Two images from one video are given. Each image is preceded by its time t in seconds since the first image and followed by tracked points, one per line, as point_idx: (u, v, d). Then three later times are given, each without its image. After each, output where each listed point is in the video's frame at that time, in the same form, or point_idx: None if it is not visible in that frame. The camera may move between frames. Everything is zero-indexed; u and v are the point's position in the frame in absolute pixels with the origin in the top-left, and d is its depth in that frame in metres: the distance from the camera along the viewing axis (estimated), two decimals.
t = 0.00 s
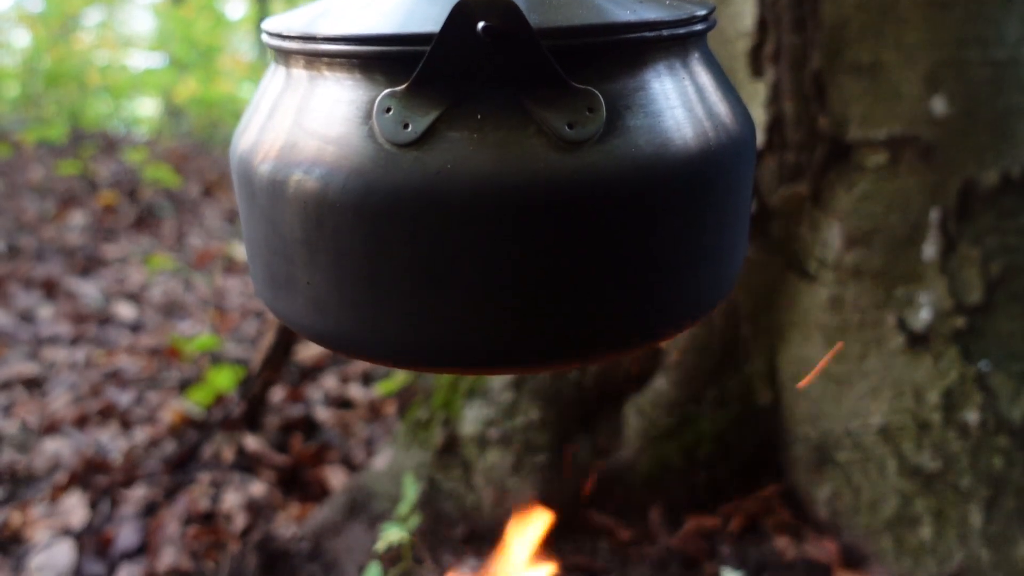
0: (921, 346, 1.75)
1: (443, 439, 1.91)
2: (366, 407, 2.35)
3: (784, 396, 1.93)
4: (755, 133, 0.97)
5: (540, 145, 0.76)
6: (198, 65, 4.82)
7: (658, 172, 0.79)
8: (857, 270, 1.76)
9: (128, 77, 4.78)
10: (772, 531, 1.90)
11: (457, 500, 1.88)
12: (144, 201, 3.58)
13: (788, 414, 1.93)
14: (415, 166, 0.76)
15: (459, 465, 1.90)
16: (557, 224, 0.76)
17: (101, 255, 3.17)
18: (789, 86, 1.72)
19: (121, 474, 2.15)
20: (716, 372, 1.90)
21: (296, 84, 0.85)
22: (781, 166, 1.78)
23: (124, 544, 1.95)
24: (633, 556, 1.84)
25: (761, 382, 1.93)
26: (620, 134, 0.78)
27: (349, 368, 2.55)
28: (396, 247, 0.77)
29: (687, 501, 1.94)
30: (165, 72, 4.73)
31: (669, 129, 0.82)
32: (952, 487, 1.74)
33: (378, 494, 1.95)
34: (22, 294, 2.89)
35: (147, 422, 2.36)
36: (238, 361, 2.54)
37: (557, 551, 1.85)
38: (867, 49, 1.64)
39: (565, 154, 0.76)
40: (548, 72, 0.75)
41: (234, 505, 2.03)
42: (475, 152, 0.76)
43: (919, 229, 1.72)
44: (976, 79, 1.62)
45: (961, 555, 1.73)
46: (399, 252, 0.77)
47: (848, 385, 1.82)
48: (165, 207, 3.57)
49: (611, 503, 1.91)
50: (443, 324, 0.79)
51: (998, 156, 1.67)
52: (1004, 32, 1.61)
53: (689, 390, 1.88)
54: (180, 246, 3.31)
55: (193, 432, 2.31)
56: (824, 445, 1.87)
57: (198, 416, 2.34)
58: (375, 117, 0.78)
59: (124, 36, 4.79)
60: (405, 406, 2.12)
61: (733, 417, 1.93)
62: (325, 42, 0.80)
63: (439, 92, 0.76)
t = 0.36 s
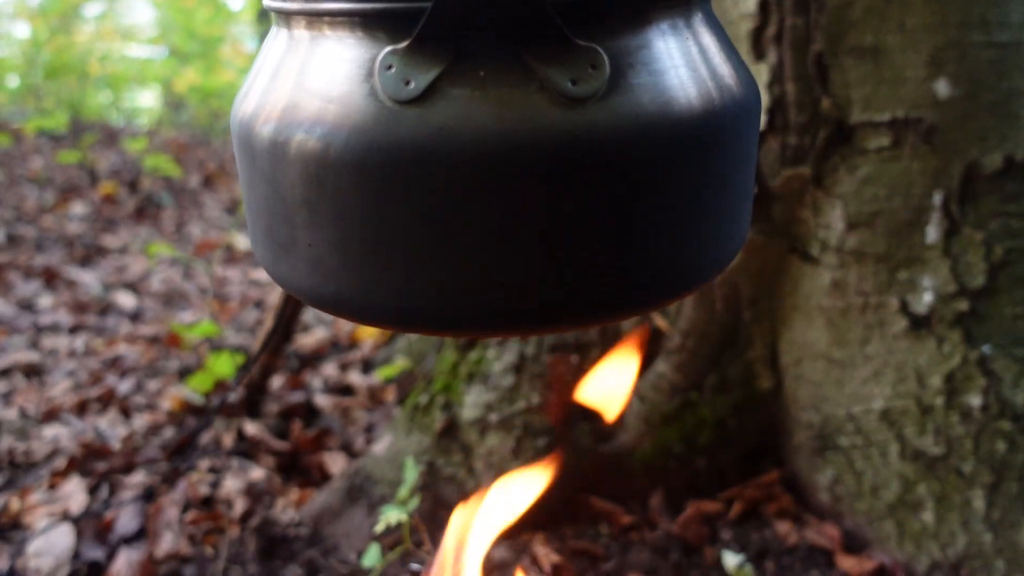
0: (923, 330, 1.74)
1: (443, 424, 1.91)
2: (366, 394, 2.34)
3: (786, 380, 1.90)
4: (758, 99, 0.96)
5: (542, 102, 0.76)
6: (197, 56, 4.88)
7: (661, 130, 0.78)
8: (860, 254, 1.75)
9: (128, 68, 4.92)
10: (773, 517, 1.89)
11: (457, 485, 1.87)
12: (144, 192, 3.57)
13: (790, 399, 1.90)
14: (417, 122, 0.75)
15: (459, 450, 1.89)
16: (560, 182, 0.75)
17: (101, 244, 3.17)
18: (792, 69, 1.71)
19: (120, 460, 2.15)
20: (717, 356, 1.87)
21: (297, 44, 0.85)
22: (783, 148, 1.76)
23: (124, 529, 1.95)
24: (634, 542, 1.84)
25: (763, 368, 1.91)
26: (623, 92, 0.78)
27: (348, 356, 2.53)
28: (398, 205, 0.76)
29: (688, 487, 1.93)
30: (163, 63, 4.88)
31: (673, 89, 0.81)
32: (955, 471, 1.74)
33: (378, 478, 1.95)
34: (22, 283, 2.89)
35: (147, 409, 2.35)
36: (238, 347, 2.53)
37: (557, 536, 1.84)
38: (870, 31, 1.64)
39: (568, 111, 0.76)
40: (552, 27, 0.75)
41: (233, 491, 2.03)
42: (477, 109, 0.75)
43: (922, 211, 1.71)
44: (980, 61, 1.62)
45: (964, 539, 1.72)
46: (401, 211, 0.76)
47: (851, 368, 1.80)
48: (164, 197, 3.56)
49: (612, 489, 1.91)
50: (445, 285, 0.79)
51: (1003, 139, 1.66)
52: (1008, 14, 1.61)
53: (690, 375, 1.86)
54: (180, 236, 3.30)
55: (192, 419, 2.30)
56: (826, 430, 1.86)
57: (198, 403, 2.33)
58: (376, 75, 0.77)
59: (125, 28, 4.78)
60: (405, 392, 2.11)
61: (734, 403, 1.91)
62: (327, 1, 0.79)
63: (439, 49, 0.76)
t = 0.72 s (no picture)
0: (928, 314, 1.73)
1: (444, 407, 1.90)
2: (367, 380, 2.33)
3: (789, 365, 1.89)
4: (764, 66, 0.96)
5: (548, 58, 0.75)
6: (197, 46, 4.82)
7: (667, 89, 0.78)
8: (863, 237, 1.75)
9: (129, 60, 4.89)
10: (775, 503, 1.90)
11: (459, 469, 1.86)
12: (145, 181, 3.57)
13: (792, 384, 1.90)
14: (422, 78, 0.75)
15: (460, 434, 1.89)
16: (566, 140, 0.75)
17: (102, 232, 3.16)
18: (796, 51, 1.71)
19: (121, 445, 2.15)
20: (721, 340, 1.86)
21: (301, 5, 0.84)
22: (787, 131, 1.76)
23: (124, 512, 1.95)
24: (636, 526, 1.84)
25: (766, 352, 1.91)
26: (629, 50, 0.77)
27: (349, 342, 2.53)
28: (404, 163, 0.76)
29: (690, 472, 1.93)
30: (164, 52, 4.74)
31: (679, 49, 0.80)
32: (958, 456, 1.73)
33: (379, 462, 1.94)
34: (23, 270, 2.89)
35: (147, 395, 2.36)
36: (239, 334, 2.52)
37: (558, 520, 1.85)
38: (875, 13, 1.64)
39: (574, 67, 0.75)
40: None
41: (234, 475, 2.02)
42: (482, 65, 0.75)
43: (927, 194, 1.70)
44: (984, 44, 1.61)
45: (968, 523, 1.71)
46: (406, 169, 0.76)
47: (853, 352, 1.80)
48: (165, 186, 3.55)
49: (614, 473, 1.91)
50: (450, 244, 0.78)
51: (1007, 123, 1.64)
52: None
53: (694, 359, 1.86)
54: (181, 225, 3.30)
55: (193, 404, 2.30)
56: (829, 414, 1.85)
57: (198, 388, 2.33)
58: (381, 32, 0.77)
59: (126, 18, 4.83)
60: (406, 377, 2.11)
61: (738, 386, 1.91)
62: None
63: (444, 6, 0.76)
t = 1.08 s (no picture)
0: (933, 296, 1.71)
1: (445, 389, 1.89)
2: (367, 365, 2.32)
3: (793, 348, 1.88)
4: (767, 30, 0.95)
5: (548, 7, 0.74)
6: (197, 36, 4.76)
7: (668, 42, 0.77)
8: (868, 217, 1.73)
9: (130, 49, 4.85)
10: (778, 487, 1.90)
11: (459, 451, 1.87)
12: (144, 169, 3.56)
13: (796, 367, 1.89)
14: (420, 27, 0.73)
15: (462, 416, 1.88)
16: (567, 93, 0.74)
17: (101, 219, 3.15)
18: (801, 31, 1.70)
19: (120, 428, 2.15)
20: (723, 323, 1.85)
21: None
22: (792, 111, 1.75)
23: (123, 494, 1.98)
24: (639, 509, 1.84)
25: (770, 335, 1.89)
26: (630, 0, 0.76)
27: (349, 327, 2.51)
28: (401, 116, 0.75)
29: (693, 456, 1.93)
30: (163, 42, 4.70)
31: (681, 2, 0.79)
32: (964, 440, 1.70)
33: (378, 445, 1.92)
34: (21, 257, 2.88)
35: (147, 379, 2.35)
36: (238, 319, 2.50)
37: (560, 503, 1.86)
38: None
39: (574, 16, 0.74)
40: None
41: (234, 459, 2.02)
42: (481, 14, 0.73)
43: (933, 175, 1.68)
44: (991, 24, 1.59)
45: (974, 508, 1.70)
46: (404, 122, 0.75)
47: (858, 334, 1.78)
48: (165, 174, 3.54)
49: (616, 456, 1.91)
50: (446, 201, 0.77)
51: (1013, 103, 1.62)
52: None
53: (697, 342, 1.84)
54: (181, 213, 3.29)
55: (193, 389, 2.29)
56: (832, 397, 1.84)
57: (198, 373, 2.32)
58: None
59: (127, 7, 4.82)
60: (406, 360, 2.10)
61: (741, 369, 1.89)
62: None
63: None
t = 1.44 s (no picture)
0: (938, 281, 1.70)
1: (447, 374, 1.88)
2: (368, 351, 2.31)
3: (797, 333, 1.87)
4: (775, 15, 0.95)
5: None
6: (198, 25, 4.77)
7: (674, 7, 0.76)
8: (872, 202, 1.72)
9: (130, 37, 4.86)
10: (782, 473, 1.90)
11: (461, 436, 1.86)
12: (145, 157, 3.55)
13: (799, 353, 1.88)
14: None
15: (464, 402, 1.87)
16: (573, 65, 0.73)
17: (102, 207, 3.15)
18: (806, 14, 1.69)
19: (121, 414, 2.15)
20: (726, 309, 1.84)
21: None
22: (796, 94, 1.73)
23: (124, 480, 1.98)
24: (641, 495, 1.83)
25: (773, 320, 1.88)
26: None
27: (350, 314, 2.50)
28: (406, 86, 0.74)
29: (695, 441, 1.92)
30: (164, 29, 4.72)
31: None
32: (968, 425, 1.69)
33: (379, 430, 1.92)
34: (22, 245, 2.87)
35: (148, 366, 2.35)
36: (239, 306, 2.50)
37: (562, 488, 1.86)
38: None
39: None
40: None
41: (235, 444, 2.01)
42: None
43: (938, 159, 1.67)
44: (996, 8, 1.59)
45: (977, 493, 1.69)
46: (409, 92, 0.74)
47: (862, 319, 1.77)
48: (166, 162, 3.53)
49: (618, 441, 1.91)
50: (450, 173, 0.76)
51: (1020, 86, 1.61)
52: None
53: (699, 327, 1.83)
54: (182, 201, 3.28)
55: (194, 375, 2.29)
56: (836, 383, 1.83)
57: (199, 359, 2.32)
58: None
59: None
60: (408, 345, 2.09)
61: (744, 354, 1.88)
62: None
63: None
